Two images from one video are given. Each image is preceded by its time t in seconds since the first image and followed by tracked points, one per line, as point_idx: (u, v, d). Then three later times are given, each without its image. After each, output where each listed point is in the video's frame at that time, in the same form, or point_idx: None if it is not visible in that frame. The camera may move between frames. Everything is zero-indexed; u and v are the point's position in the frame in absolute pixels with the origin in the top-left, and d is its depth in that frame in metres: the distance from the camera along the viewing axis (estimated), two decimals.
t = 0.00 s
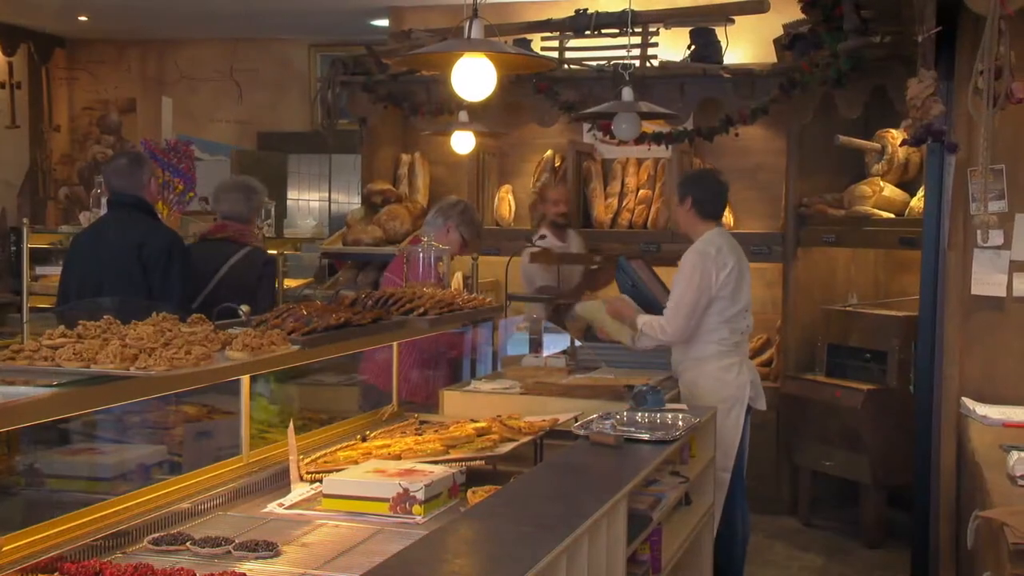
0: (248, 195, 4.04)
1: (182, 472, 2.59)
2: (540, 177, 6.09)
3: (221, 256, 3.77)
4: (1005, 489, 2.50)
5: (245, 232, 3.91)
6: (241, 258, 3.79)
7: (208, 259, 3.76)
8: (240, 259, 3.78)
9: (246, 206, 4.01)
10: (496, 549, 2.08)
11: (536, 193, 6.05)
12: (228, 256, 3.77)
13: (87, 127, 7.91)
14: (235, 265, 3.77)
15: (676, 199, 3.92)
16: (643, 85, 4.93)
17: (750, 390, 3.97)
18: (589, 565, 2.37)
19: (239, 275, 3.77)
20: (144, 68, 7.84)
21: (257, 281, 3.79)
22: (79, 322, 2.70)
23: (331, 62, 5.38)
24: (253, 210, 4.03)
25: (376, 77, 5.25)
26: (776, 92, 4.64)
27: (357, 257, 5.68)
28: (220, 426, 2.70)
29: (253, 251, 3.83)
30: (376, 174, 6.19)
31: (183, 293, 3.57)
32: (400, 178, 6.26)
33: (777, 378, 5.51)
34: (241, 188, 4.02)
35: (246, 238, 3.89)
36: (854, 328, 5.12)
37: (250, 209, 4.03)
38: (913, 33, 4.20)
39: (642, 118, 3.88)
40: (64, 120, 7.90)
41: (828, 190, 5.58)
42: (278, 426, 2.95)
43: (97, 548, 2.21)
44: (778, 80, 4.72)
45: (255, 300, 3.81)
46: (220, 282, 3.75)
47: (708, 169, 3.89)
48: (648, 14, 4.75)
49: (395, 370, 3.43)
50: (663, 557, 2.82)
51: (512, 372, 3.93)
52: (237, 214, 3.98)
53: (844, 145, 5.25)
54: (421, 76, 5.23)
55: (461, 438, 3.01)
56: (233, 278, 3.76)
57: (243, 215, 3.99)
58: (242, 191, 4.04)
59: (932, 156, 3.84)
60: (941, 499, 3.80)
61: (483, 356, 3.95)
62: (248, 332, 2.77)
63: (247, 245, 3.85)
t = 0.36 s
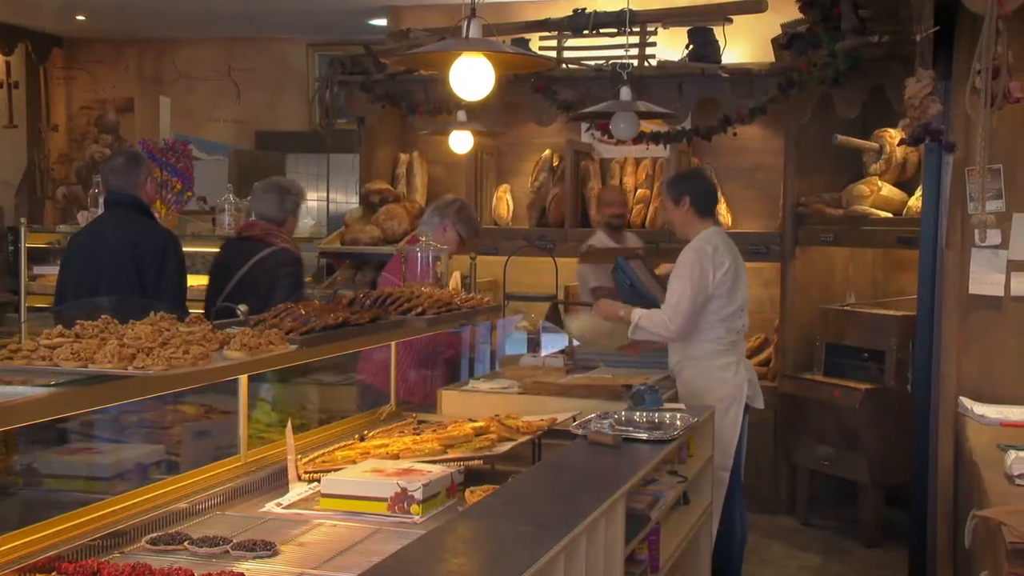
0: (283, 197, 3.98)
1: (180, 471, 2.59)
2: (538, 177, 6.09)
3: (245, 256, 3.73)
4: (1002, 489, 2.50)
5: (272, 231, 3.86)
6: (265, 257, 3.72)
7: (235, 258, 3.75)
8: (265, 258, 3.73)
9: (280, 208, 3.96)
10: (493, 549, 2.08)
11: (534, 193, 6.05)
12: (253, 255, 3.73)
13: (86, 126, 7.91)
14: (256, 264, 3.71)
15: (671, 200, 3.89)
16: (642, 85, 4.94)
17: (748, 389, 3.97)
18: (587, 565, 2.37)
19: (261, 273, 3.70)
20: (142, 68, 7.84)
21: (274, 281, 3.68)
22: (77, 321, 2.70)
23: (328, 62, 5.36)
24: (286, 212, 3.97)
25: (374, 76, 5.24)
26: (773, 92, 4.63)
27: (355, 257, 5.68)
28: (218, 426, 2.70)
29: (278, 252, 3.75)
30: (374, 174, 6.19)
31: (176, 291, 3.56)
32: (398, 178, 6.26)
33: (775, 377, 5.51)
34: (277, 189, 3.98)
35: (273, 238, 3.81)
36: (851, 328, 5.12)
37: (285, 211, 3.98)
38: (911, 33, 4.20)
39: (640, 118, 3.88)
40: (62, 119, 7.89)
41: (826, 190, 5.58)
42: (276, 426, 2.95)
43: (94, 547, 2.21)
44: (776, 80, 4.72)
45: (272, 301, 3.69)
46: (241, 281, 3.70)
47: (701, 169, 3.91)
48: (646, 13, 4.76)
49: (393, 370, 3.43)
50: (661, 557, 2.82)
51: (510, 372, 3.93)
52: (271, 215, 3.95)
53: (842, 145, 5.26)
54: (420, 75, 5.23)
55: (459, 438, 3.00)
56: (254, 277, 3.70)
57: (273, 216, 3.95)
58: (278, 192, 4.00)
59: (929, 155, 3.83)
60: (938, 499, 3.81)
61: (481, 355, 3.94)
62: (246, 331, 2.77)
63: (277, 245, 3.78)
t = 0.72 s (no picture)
0: (295, 199, 3.95)
1: (173, 470, 2.59)
2: (532, 175, 6.09)
3: (259, 253, 3.75)
4: (995, 487, 2.51)
5: (283, 232, 3.84)
6: (274, 256, 3.71)
7: (249, 254, 3.77)
8: (274, 257, 3.71)
9: (294, 209, 3.95)
10: (487, 548, 2.08)
11: (528, 192, 6.05)
12: (264, 253, 3.73)
13: (79, 125, 7.89)
14: (266, 262, 3.71)
15: (654, 200, 3.88)
16: (636, 83, 4.94)
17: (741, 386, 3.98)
18: (580, 564, 2.38)
19: (268, 272, 3.68)
20: (135, 66, 7.82)
21: (279, 280, 3.65)
22: (70, 320, 2.70)
23: (322, 60, 5.34)
24: (299, 213, 3.95)
25: (368, 75, 5.23)
26: (767, 90, 4.64)
27: (349, 255, 5.67)
28: (212, 425, 2.70)
29: (288, 251, 3.71)
30: (369, 172, 6.19)
31: (167, 288, 3.58)
32: (393, 177, 6.27)
33: (770, 375, 5.51)
34: (288, 191, 3.94)
35: (285, 238, 3.80)
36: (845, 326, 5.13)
37: (300, 211, 3.97)
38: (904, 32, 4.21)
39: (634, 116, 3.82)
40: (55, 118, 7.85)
41: (820, 188, 5.59)
42: (269, 424, 2.94)
43: (88, 546, 2.21)
44: (770, 79, 4.73)
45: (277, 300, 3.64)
46: (252, 277, 3.71)
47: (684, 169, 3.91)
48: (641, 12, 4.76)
49: (388, 369, 3.43)
50: (655, 555, 2.83)
51: (505, 371, 3.93)
52: (285, 216, 3.96)
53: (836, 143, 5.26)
54: (414, 73, 5.25)
55: (454, 436, 3.00)
56: (259, 274, 3.69)
57: (287, 216, 3.95)
58: (291, 192, 3.95)
59: (923, 154, 3.83)
60: (932, 497, 3.82)
61: (476, 354, 3.91)
62: (239, 330, 2.76)
63: (288, 245, 3.75)
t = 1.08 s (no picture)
0: (298, 199, 3.94)
1: (162, 467, 2.59)
2: (522, 172, 6.10)
3: (258, 250, 3.73)
4: (983, 481, 2.52)
5: (283, 231, 3.83)
6: (272, 254, 3.70)
7: (249, 250, 3.77)
8: (272, 255, 3.70)
9: (297, 210, 3.95)
10: (476, 544, 2.08)
11: (518, 188, 6.06)
12: (262, 251, 3.72)
13: (67, 121, 7.80)
14: (265, 260, 3.69)
15: (627, 203, 3.90)
16: (626, 80, 4.95)
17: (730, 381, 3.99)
18: (570, 561, 2.38)
19: (265, 270, 3.68)
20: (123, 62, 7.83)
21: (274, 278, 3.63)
22: (58, 317, 2.70)
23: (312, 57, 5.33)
24: (301, 213, 3.96)
25: (358, 71, 5.23)
26: (757, 87, 4.64)
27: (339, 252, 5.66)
28: (201, 422, 2.70)
29: (287, 250, 3.70)
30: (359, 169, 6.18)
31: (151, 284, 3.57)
32: (383, 173, 6.25)
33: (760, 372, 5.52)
34: (290, 190, 3.92)
35: (286, 237, 3.78)
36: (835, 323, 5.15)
37: (302, 212, 3.97)
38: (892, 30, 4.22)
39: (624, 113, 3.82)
40: (42, 113, 7.76)
41: (809, 185, 5.61)
42: (259, 422, 2.94)
43: (76, 544, 2.21)
44: (759, 75, 4.73)
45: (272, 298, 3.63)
46: (249, 274, 3.71)
47: (656, 170, 3.92)
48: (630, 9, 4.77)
49: (377, 365, 3.42)
50: (645, 551, 2.83)
51: (495, 367, 3.93)
52: (289, 216, 3.97)
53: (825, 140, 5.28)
54: (404, 70, 5.25)
55: (443, 433, 3.00)
56: (256, 272, 3.68)
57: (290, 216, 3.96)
58: (293, 191, 3.94)
59: (911, 151, 3.84)
60: (920, 493, 3.83)
61: (465, 351, 3.91)
62: (229, 327, 2.75)
63: (288, 245, 3.74)
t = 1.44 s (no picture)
0: (285, 194, 3.88)
1: (147, 463, 2.59)
2: (509, 167, 6.10)
3: (246, 245, 3.73)
4: (965, 474, 2.54)
5: (271, 226, 3.80)
6: (262, 248, 3.69)
7: (238, 246, 3.75)
8: (258, 249, 3.69)
9: (286, 205, 3.90)
10: (464, 539, 2.08)
11: (505, 183, 6.06)
12: (250, 246, 3.71)
13: (51, 115, 7.80)
14: (253, 254, 3.69)
15: (591, 207, 3.89)
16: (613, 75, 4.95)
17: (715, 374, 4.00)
18: (556, 555, 2.39)
19: (253, 265, 3.67)
20: (109, 55, 7.79)
21: (260, 271, 3.64)
22: (43, 312, 2.69)
23: (299, 51, 5.32)
24: (289, 207, 3.91)
25: (344, 65, 5.23)
26: (743, 81, 4.66)
27: (325, 246, 5.65)
28: (186, 417, 2.70)
29: (275, 245, 3.70)
30: (346, 164, 6.16)
31: (123, 277, 3.56)
32: (369, 168, 6.24)
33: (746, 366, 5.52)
34: (278, 184, 3.87)
35: (274, 232, 3.77)
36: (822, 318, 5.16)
37: (291, 207, 3.92)
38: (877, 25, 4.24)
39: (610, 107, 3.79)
40: (26, 107, 7.76)
41: (796, 180, 5.62)
42: (245, 417, 2.94)
43: (61, 539, 2.21)
44: (746, 70, 4.74)
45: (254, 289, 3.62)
46: (236, 267, 3.70)
47: (619, 175, 3.92)
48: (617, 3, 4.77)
49: (364, 360, 3.42)
50: (631, 545, 2.84)
51: (481, 362, 3.92)
52: (278, 211, 3.92)
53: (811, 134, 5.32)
54: (391, 64, 5.24)
55: (430, 428, 3.00)
56: (245, 268, 3.67)
57: (280, 211, 3.92)
58: (281, 185, 3.88)
59: (897, 146, 3.87)
60: (905, 487, 3.84)
61: (453, 347, 3.92)
62: (214, 322, 2.75)
63: (276, 240, 3.74)
